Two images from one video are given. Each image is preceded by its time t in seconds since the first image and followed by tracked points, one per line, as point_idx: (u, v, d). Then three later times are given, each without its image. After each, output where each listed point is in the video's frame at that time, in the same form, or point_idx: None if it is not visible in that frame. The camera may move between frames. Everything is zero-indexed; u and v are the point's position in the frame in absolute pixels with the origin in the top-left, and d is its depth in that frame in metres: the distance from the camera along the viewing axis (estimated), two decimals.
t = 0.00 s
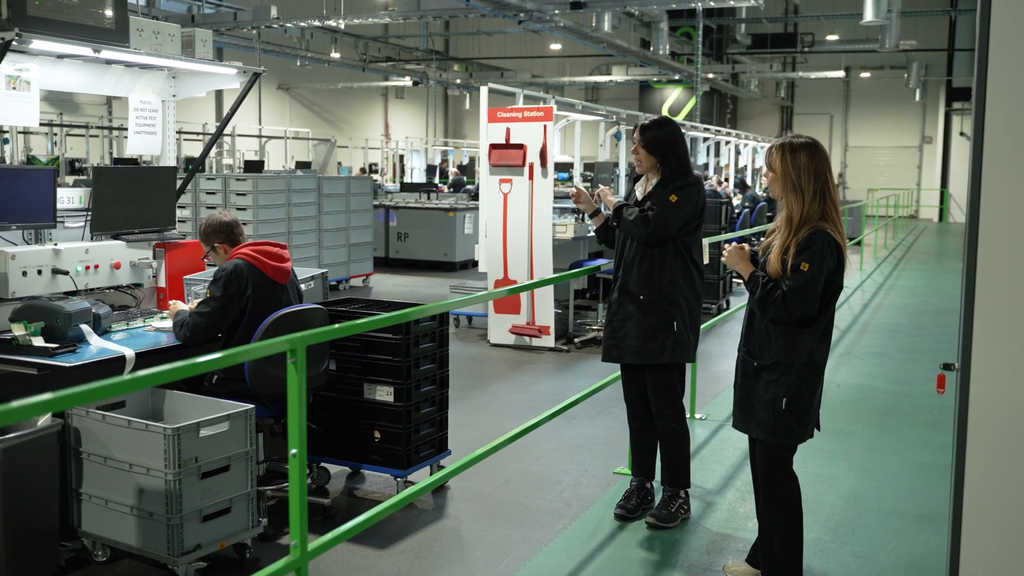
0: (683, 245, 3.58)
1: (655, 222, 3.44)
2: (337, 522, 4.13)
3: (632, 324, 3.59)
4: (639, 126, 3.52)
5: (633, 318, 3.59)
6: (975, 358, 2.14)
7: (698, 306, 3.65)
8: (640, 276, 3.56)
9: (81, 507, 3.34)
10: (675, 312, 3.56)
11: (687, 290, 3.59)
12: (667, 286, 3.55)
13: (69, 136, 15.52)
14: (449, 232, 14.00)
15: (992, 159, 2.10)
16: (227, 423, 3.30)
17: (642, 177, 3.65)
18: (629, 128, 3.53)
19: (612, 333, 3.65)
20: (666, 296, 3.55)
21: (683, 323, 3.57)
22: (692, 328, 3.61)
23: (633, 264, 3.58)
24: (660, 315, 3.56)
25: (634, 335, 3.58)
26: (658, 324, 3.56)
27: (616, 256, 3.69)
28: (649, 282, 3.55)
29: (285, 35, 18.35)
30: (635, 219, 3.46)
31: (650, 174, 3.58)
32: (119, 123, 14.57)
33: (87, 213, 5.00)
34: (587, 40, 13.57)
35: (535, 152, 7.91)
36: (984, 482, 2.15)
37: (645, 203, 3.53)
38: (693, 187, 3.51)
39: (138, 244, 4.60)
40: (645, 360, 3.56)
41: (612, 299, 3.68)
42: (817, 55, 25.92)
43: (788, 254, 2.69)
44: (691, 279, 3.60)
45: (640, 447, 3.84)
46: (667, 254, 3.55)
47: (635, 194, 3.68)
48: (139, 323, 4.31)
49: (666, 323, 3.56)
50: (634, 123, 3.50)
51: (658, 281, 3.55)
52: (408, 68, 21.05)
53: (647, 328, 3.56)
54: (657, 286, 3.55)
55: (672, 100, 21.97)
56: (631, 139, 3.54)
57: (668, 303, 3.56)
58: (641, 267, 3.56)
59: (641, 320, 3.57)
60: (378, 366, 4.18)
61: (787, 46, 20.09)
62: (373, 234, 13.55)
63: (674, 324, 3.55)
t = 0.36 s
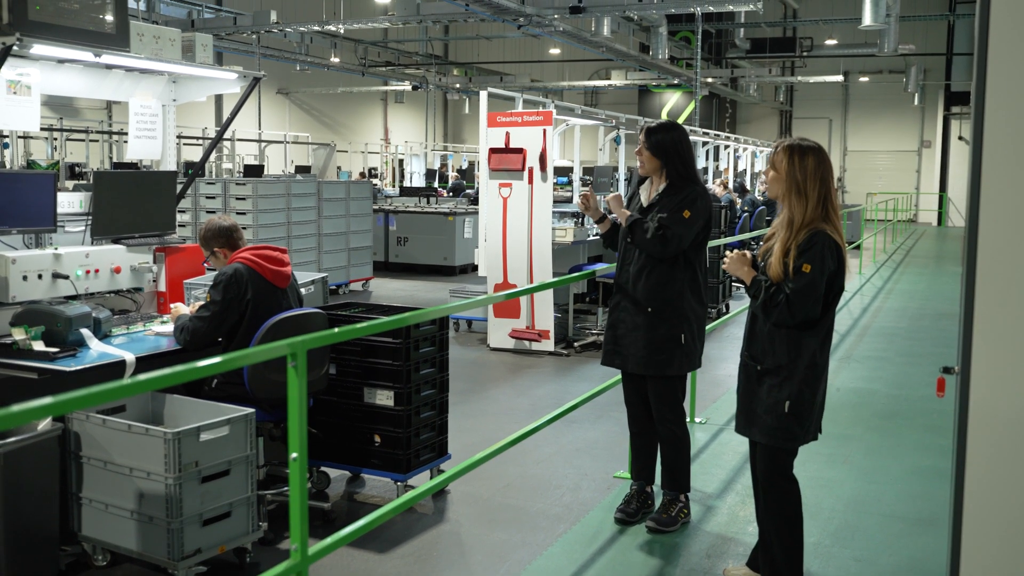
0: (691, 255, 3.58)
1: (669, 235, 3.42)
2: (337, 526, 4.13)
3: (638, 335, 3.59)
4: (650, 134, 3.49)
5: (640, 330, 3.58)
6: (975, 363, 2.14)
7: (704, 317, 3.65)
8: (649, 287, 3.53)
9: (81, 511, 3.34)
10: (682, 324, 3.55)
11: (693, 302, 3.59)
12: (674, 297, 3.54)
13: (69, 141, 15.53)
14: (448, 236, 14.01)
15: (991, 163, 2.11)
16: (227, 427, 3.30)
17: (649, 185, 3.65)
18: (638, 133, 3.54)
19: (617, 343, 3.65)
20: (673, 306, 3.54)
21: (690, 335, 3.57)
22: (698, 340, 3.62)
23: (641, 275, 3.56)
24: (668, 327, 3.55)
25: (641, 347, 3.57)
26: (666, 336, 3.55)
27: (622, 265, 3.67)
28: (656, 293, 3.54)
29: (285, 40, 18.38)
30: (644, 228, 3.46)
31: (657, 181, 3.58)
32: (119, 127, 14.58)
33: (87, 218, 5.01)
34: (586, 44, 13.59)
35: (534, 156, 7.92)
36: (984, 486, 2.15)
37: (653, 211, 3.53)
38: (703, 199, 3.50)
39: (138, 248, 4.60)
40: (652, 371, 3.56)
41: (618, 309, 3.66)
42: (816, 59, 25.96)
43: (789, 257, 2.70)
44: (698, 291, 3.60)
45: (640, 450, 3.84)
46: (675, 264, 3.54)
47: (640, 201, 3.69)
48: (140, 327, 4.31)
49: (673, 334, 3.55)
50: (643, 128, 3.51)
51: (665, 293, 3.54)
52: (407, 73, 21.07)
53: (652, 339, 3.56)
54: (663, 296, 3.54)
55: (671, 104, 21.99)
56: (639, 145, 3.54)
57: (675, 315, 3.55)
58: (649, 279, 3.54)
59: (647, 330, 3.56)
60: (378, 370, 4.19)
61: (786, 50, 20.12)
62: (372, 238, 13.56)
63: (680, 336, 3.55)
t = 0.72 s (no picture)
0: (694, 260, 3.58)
1: (676, 241, 3.43)
2: (337, 531, 4.13)
3: (641, 340, 3.59)
4: (657, 138, 3.50)
5: (644, 335, 3.57)
6: (974, 368, 2.15)
7: (706, 323, 3.66)
8: (652, 292, 3.54)
9: (81, 515, 3.34)
10: (685, 329, 3.56)
11: (696, 307, 3.59)
12: (676, 302, 3.54)
13: (69, 145, 15.54)
14: (448, 240, 14.01)
15: (992, 168, 2.11)
16: (228, 432, 3.30)
17: (651, 187, 3.66)
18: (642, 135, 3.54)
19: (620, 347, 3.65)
20: (677, 311, 3.54)
21: (692, 341, 3.57)
22: (700, 346, 3.62)
23: (645, 279, 3.55)
24: (671, 332, 3.55)
25: (645, 352, 3.56)
26: (668, 341, 3.55)
27: (625, 269, 3.66)
28: (658, 299, 3.54)
29: (285, 44, 18.38)
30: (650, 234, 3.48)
31: (659, 183, 3.59)
32: (119, 132, 14.58)
33: (87, 222, 5.01)
34: (586, 48, 13.60)
35: (534, 160, 7.92)
36: (985, 491, 2.15)
37: (656, 215, 3.54)
38: (708, 206, 3.52)
39: (139, 253, 4.60)
40: (655, 375, 3.55)
41: (621, 313, 3.66)
42: (815, 64, 25.98)
43: (793, 258, 2.70)
44: (700, 296, 3.60)
45: (641, 455, 3.84)
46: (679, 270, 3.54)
47: (641, 203, 3.69)
48: (140, 331, 4.32)
49: (677, 339, 3.55)
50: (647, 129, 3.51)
51: (667, 298, 3.53)
52: (407, 77, 21.08)
53: (656, 345, 3.55)
54: (666, 302, 3.54)
55: (671, 108, 21.99)
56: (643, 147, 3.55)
57: (677, 320, 3.55)
58: (653, 283, 3.54)
59: (649, 336, 3.56)
60: (379, 374, 4.18)
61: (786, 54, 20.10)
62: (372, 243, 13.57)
63: (684, 341, 3.55)
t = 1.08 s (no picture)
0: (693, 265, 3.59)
1: (678, 246, 3.45)
2: (337, 534, 4.13)
3: (639, 344, 3.59)
4: (658, 141, 3.50)
5: (642, 338, 3.58)
6: (974, 370, 2.15)
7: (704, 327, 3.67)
8: (651, 296, 3.55)
9: (82, 517, 3.34)
10: (684, 333, 3.56)
11: (694, 311, 3.60)
12: (675, 306, 3.54)
13: (69, 147, 15.54)
14: (448, 243, 14.02)
15: (993, 169, 2.12)
16: (228, 434, 3.30)
17: (651, 191, 3.67)
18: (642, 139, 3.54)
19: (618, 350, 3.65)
20: (676, 316, 3.55)
21: (690, 345, 3.58)
22: (698, 349, 3.63)
23: (645, 282, 3.56)
24: (669, 336, 3.55)
25: (643, 355, 3.57)
26: (666, 345, 3.55)
27: (623, 272, 3.66)
28: (657, 304, 3.54)
29: (285, 46, 18.39)
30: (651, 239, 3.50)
31: (659, 187, 3.60)
32: (118, 134, 14.58)
33: (87, 224, 5.01)
34: (585, 50, 13.61)
35: (534, 162, 7.93)
36: (985, 493, 2.15)
37: (656, 219, 3.54)
38: (709, 211, 3.53)
39: (139, 255, 4.61)
40: (654, 379, 3.56)
41: (617, 317, 3.65)
42: (814, 66, 26.00)
43: (794, 262, 2.70)
44: (698, 300, 3.61)
45: (640, 457, 3.84)
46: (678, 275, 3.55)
47: (640, 207, 3.70)
48: (141, 333, 4.32)
49: (675, 344, 3.56)
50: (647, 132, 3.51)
51: (666, 303, 3.54)
52: (406, 79, 21.09)
53: (654, 348, 3.55)
54: (665, 306, 3.54)
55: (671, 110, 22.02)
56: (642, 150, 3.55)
57: (676, 324, 3.55)
58: (653, 287, 3.54)
59: (648, 339, 3.56)
60: (379, 377, 4.18)
61: (785, 56, 20.11)
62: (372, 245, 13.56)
63: (683, 345, 3.56)
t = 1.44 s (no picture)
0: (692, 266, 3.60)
1: (680, 249, 3.47)
2: (338, 537, 4.14)
3: (641, 348, 3.59)
4: (655, 144, 3.51)
5: (643, 342, 3.58)
6: (973, 373, 2.16)
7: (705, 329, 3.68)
8: (652, 300, 3.55)
9: (83, 521, 3.35)
10: (685, 336, 3.57)
11: (695, 314, 3.62)
12: (676, 309, 3.55)
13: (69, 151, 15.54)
14: (447, 246, 14.03)
15: (991, 173, 2.13)
16: (229, 438, 3.31)
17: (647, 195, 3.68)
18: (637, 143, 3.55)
19: (619, 354, 3.66)
20: (677, 319, 3.56)
21: (691, 348, 3.59)
22: (698, 352, 3.64)
23: (645, 287, 3.56)
24: (671, 339, 3.56)
25: (644, 359, 3.57)
26: (669, 348, 3.56)
27: (622, 277, 3.66)
28: (659, 307, 3.55)
29: (284, 50, 18.41)
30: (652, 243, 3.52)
31: (655, 190, 3.61)
32: (118, 138, 14.59)
33: (88, 228, 5.02)
34: (585, 54, 13.63)
35: (534, 166, 7.94)
36: (985, 494, 2.16)
37: (655, 222, 3.55)
38: (708, 213, 3.55)
39: (140, 260, 4.62)
40: (655, 382, 3.57)
41: (619, 322, 3.65)
42: (813, 69, 26.03)
43: (792, 266, 2.71)
44: (698, 302, 3.62)
45: (640, 461, 3.85)
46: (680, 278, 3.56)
47: (638, 211, 3.70)
48: (141, 337, 4.33)
49: (676, 347, 3.57)
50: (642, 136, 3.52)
51: (667, 306, 3.55)
52: (406, 83, 21.10)
53: (655, 351, 3.56)
54: (666, 310, 3.55)
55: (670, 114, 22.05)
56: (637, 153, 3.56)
57: (678, 326, 3.56)
58: (653, 291, 3.55)
59: (650, 343, 3.57)
60: (380, 380, 4.20)
61: (785, 60, 20.12)
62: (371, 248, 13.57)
63: (684, 349, 3.57)
